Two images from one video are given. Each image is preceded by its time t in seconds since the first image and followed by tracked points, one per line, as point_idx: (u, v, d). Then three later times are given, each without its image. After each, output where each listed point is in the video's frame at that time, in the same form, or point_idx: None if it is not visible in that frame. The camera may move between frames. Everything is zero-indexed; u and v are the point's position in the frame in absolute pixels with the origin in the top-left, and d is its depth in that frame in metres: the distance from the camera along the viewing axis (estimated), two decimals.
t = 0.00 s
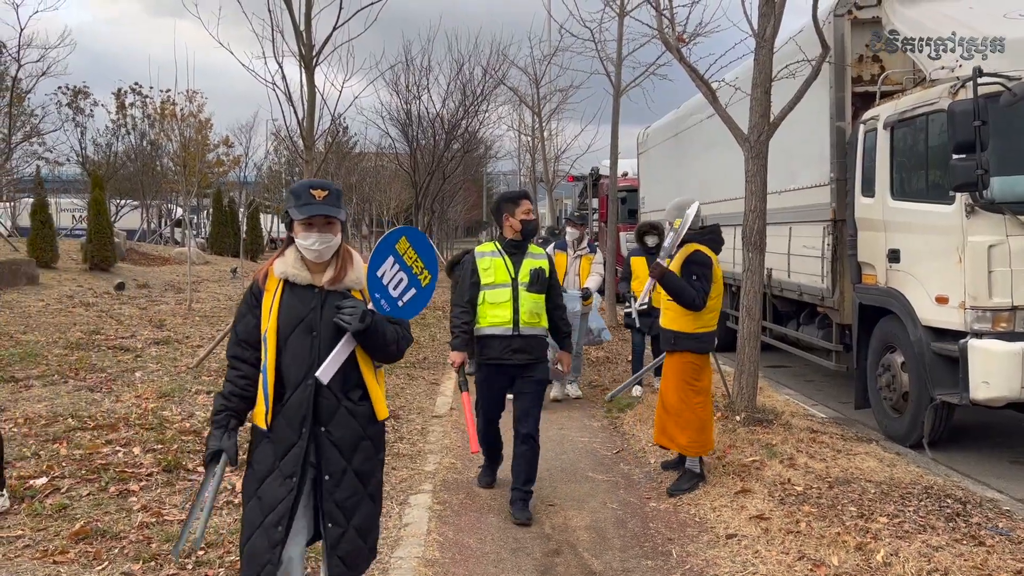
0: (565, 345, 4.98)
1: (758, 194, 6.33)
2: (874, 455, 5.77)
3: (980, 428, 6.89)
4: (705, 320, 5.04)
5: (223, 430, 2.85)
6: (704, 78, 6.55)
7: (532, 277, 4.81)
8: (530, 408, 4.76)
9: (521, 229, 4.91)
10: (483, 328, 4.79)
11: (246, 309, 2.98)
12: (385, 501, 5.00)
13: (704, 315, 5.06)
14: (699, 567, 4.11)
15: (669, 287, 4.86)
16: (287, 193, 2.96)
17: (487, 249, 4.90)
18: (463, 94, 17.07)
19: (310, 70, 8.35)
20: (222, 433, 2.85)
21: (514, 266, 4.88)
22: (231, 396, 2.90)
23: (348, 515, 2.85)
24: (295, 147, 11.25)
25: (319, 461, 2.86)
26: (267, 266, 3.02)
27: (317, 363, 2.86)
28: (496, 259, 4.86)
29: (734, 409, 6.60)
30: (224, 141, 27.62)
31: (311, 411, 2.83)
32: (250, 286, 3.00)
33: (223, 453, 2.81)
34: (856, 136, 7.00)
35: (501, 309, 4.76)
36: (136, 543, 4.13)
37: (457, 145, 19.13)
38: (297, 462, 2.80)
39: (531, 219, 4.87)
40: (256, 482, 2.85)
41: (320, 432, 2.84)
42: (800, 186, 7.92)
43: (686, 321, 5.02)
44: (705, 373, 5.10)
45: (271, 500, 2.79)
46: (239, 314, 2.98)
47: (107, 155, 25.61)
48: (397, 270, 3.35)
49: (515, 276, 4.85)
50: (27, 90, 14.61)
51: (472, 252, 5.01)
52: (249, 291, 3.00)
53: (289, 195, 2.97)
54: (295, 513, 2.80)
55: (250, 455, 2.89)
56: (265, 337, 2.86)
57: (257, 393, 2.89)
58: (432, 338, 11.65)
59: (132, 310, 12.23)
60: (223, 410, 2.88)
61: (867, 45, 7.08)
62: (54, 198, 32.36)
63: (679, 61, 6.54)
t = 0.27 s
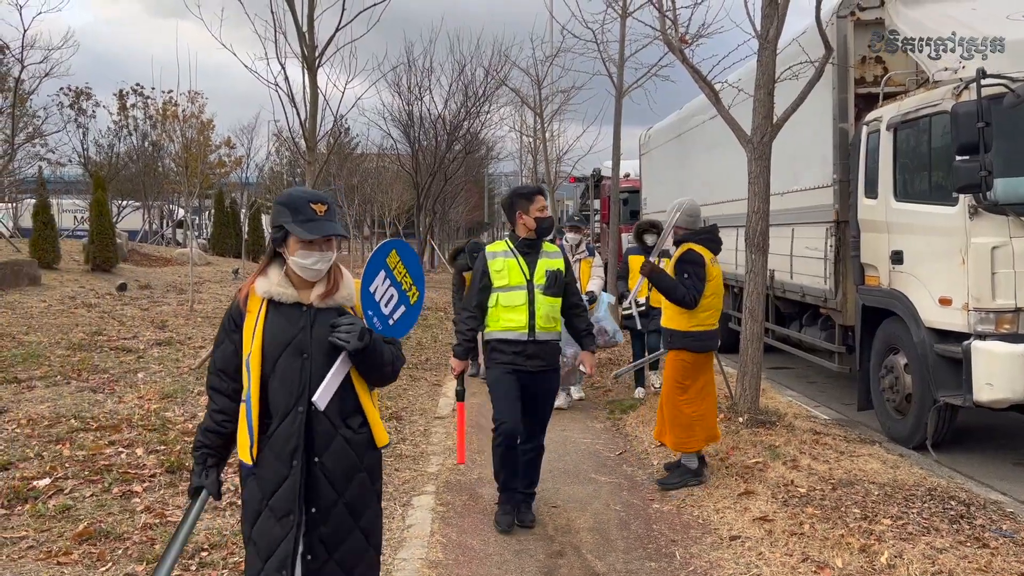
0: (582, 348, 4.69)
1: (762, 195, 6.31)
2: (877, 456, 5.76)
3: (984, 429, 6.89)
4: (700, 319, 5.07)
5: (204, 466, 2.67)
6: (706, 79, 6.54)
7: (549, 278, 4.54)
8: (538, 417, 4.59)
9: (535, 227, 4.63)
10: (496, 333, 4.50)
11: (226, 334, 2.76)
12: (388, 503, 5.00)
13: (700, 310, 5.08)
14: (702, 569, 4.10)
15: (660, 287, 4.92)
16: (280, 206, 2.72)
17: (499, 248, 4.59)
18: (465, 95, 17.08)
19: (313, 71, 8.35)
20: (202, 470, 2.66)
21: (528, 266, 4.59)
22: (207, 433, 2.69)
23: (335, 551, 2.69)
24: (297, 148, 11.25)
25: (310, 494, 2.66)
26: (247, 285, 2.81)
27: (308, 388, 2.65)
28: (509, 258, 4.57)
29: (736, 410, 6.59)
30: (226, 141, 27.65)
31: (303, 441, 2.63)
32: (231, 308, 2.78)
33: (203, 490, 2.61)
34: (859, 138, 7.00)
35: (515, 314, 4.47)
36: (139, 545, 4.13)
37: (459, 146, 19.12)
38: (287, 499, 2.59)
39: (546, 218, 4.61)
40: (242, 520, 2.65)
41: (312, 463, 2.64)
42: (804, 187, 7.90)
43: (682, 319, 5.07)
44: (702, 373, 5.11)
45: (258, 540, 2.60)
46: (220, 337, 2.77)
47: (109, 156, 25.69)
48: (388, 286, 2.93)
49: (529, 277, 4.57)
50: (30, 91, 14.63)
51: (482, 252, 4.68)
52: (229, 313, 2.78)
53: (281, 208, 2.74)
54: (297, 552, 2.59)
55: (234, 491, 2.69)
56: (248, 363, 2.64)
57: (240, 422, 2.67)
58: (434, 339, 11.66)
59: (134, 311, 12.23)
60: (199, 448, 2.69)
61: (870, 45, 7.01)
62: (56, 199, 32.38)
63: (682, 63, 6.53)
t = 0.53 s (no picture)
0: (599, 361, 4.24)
1: (763, 196, 6.30)
2: (879, 457, 5.76)
3: (986, 430, 6.89)
4: (695, 319, 5.06)
5: (174, 491, 2.50)
6: (708, 80, 6.54)
7: (564, 289, 4.13)
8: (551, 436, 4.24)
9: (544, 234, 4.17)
10: (508, 349, 4.06)
11: (200, 341, 2.55)
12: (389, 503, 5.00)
13: (694, 310, 5.08)
14: (705, 569, 4.11)
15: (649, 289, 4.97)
16: (264, 195, 2.59)
17: (508, 257, 4.14)
18: (466, 95, 17.08)
19: (314, 72, 8.36)
20: (171, 495, 2.49)
21: (540, 276, 4.16)
22: (183, 451, 2.50)
23: (366, 559, 2.58)
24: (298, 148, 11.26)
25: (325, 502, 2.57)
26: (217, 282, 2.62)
27: (306, 393, 2.56)
28: (519, 268, 4.12)
29: (738, 411, 6.59)
30: (227, 142, 27.67)
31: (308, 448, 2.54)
32: (202, 311, 2.57)
33: (175, 516, 2.49)
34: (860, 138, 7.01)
35: (527, 328, 4.04)
36: (141, 545, 4.14)
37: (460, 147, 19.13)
38: (298, 512, 2.49)
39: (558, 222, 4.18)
40: (244, 543, 2.51)
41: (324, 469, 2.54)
42: (806, 188, 7.89)
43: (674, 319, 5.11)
44: (702, 375, 5.10)
45: (270, 562, 2.47)
46: (192, 346, 2.55)
47: (110, 156, 25.71)
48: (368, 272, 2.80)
49: (542, 287, 4.13)
50: (31, 92, 14.63)
51: (488, 259, 4.21)
52: (200, 317, 2.56)
53: (263, 198, 2.59)
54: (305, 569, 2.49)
55: (232, 514, 2.54)
56: (236, 372, 2.47)
57: (229, 437, 2.51)
58: (434, 339, 11.67)
59: (135, 311, 12.24)
60: (173, 470, 2.49)
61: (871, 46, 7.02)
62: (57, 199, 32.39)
63: (684, 64, 6.53)
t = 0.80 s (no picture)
0: (604, 365, 4.13)
1: (763, 196, 6.30)
2: (879, 457, 5.75)
3: (984, 430, 6.89)
4: (690, 320, 5.07)
5: (191, 516, 2.22)
6: (708, 80, 6.54)
7: (579, 287, 3.89)
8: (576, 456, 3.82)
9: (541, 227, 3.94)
10: (522, 352, 3.82)
11: (220, 353, 2.35)
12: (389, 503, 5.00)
13: (689, 311, 5.09)
14: (704, 570, 4.11)
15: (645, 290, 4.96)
16: (272, 192, 2.49)
17: (518, 253, 3.88)
18: (466, 95, 17.08)
19: (314, 72, 8.36)
20: (187, 523, 2.20)
21: (552, 272, 3.91)
22: (205, 468, 2.26)
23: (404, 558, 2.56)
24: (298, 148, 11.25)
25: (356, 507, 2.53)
26: (226, 291, 2.46)
27: (332, 402, 2.49)
28: (531, 264, 3.86)
29: (738, 411, 6.59)
30: (227, 142, 27.67)
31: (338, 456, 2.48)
32: (218, 321, 2.39)
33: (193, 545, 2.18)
34: (860, 138, 7.00)
35: (539, 329, 3.81)
36: (141, 546, 4.13)
37: (460, 147, 19.11)
38: (334, 522, 2.44)
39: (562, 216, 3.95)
40: (274, 560, 2.42)
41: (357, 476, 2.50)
42: (806, 188, 7.89)
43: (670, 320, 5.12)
44: (700, 376, 5.11)
45: None
46: (210, 358, 2.34)
47: (109, 156, 25.69)
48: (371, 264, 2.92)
49: (555, 285, 3.88)
50: (31, 92, 14.62)
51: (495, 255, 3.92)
52: (216, 327, 2.38)
53: (271, 195, 2.50)
54: None
55: (257, 531, 2.43)
56: (261, 387, 2.34)
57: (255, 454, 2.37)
58: (434, 339, 11.68)
59: (134, 312, 12.23)
60: (196, 491, 2.23)
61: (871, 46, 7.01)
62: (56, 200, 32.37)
63: (684, 64, 6.53)
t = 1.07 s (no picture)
0: (626, 382, 3.93)
1: (761, 195, 6.30)
2: (877, 457, 5.76)
3: (982, 430, 6.89)
4: (689, 320, 5.06)
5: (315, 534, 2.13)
6: (706, 80, 6.55)
7: (600, 299, 3.63)
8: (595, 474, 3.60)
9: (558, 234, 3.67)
10: (537, 369, 3.61)
11: (291, 363, 2.18)
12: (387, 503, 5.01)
13: (688, 310, 5.08)
14: (702, 570, 4.10)
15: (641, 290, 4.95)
16: (333, 199, 2.34)
17: (535, 260, 3.66)
18: (464, 95, 17.08)
19: (312, 72, 8.35)
20: (314, 541, 2.11)
21: (571, 282, 3.67)
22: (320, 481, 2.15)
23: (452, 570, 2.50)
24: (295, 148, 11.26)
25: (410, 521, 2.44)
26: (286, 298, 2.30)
27: (394, 413, 2.39)
28: (547, 273, 3.64)
29: (735, 411, 6.59)
30: (224, 142, 27.66)
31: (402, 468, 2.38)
32: (282, 328, 2.21)
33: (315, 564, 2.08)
34: (858, 138, 7.00)
35: (556, 344, 3.59)
36: (139, 546, 4.13)
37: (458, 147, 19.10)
38: (396, 537, 2.35)
39: (581, 221, 3.69)
40: None
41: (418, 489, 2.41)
42: (804, 188, 7.89)
43: (667, 319, 5.11)
44: (699, 376, 5.12)
45: None
46: (282, 369, 2.17)
47: (107, 156, 25.68)
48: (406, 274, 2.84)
49: (573, 296, 3.65)
50: (28, 92, 14.61)
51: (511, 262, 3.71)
52: (281, 335, 2.20)
53: (331, 201, 2.36)
54: None
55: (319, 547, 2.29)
56: (333, 398, 2.21)
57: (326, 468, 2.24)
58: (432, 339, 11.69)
59: (131, 312, 12.23)
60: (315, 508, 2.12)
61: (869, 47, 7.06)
62: (53, 200, 32.34)
63: (682, 64, 6.54)
